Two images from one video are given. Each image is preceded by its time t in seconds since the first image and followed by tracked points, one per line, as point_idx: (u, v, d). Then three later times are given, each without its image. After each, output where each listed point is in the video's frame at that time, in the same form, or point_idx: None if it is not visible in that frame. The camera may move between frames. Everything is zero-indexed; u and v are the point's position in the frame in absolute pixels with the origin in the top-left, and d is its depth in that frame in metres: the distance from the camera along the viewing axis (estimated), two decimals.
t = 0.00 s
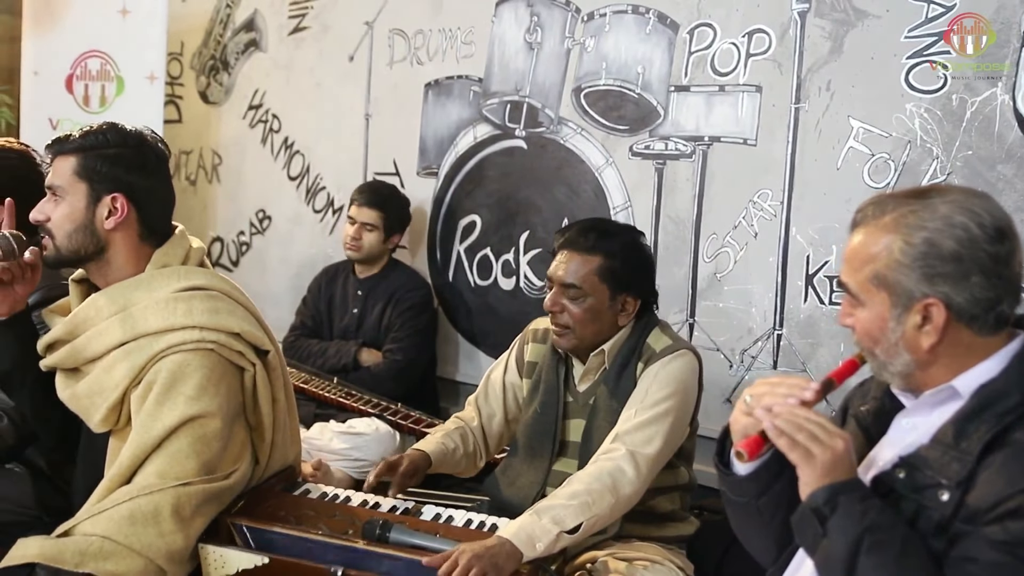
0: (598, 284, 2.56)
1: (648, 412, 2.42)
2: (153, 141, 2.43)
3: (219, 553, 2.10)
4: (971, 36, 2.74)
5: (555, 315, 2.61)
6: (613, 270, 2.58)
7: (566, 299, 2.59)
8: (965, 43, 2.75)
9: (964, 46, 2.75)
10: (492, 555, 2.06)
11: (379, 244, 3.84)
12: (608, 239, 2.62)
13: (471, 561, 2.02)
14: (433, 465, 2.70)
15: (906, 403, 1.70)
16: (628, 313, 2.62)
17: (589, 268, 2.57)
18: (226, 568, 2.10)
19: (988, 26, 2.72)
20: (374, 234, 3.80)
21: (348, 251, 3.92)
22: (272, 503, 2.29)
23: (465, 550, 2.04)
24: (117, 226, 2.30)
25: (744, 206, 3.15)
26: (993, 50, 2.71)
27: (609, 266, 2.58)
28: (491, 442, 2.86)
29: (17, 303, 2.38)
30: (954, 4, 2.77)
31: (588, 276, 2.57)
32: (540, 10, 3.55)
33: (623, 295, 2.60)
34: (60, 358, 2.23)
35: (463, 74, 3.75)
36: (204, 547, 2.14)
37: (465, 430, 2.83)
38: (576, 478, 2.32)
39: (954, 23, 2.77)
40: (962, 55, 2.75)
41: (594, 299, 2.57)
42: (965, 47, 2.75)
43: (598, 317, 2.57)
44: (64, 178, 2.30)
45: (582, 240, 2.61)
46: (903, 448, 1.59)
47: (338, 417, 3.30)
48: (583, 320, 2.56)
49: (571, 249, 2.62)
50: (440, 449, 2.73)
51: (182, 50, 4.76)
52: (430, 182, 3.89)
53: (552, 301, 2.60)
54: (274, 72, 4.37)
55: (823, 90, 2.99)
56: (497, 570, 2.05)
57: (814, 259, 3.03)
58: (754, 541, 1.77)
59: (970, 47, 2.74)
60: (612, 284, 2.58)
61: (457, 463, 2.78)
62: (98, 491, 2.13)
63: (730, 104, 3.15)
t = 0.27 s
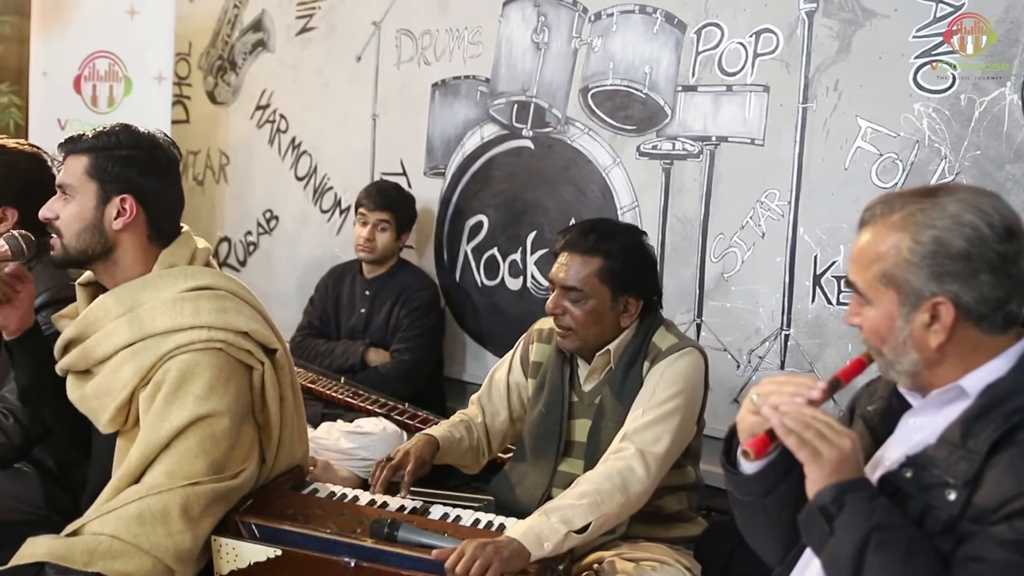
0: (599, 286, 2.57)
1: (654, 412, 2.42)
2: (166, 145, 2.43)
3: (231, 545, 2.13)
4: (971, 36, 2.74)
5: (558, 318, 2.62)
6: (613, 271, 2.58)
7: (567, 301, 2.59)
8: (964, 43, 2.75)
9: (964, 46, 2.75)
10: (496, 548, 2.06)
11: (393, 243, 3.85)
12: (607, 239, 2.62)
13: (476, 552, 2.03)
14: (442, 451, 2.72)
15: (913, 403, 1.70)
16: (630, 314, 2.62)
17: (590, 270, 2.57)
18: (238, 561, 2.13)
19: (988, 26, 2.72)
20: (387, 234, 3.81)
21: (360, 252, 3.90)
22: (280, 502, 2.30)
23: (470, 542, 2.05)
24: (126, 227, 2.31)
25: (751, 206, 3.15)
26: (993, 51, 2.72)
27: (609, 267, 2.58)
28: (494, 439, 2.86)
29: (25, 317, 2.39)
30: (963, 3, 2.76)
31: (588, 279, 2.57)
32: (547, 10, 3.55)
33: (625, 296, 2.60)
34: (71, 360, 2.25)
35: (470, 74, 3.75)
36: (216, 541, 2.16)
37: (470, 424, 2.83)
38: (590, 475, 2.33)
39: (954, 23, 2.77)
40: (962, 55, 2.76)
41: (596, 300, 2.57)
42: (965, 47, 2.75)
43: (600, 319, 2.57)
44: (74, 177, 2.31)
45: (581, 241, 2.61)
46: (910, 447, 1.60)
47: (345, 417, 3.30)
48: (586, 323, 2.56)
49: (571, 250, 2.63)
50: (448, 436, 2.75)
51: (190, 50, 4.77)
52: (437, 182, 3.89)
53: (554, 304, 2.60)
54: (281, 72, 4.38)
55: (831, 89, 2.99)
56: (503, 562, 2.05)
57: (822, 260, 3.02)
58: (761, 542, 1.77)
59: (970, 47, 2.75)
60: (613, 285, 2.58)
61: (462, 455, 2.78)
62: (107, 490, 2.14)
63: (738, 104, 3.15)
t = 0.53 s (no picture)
0: (605, 293, 2.54)
1: (662, 413, 2.41)
2: (174, 143, 2.44)
3: (231, 560, 2.11)
4: (971, 36, 2.75)
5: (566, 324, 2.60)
6: (619, 276, 2.55)
7: (574, 308, 2.58)
8: (965, 44, 2.76)
9: (964, 46, 2.76)
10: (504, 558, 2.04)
11: (396, 240, 3.83)
12: (611, 245, 2.59)
13: (485, 566, 2.01)
14: (454, 464, 2.69)
15: (921, 403, 1.69)
16: (638, 317, 2.60)
17: (596, 276, 2.54)
18: None
19: (988, 26, 2.73)
20: (391, 231, 3.80)
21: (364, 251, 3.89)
22: (290, 503, 2.30)
23: (478, 555, 2.03)
24: (139, 226, 2.32)
25: (762, 206, 3.14)
26: (991, 52, 2.73)
27: (614, 273, 2.55)
28: (505, 439, 2.86)
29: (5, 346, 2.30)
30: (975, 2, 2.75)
31: (594, 285, 2.55)
32: (558, 10, 3.55)
33: (632, 300, 2.58)
34: (84, 359, 2.26)
35: (480, 74, 3.75)
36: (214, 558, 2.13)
37: (482, 429, 2.83)
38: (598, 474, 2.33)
39: (954, 23, 2.78)
40: (961, 55, 2.77)
41: (602, 307, 2.55)
42: (965, 48, 2.76)
43: (608, 324, 2.56)
44: (86, 178, 2.32)
45: (585, 247, 2.58)
46: (919, 446, 1.58)
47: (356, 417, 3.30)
48: (594, 329, 2.55)
49: (574, 256, 2.60)
50: (460, 448, 2.73)
51: (201, 51, 4.78)
52: (447, 182, 3.90)
53: (561, 313, 2.59)
54: (292, 73, 4.39)
55: (842, 89, 2.98)
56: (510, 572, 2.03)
57: (833, 260, 3.02)
58: (771, 543, 1.76)
59: (970, 47, 2.76)
60: (619, 292, 2.56)
61: (476, 462, 2.77)
62: (118, 489, 2.15)
63: (749, 103, 3.14)
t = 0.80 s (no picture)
0: (628, 290, 2.55)
1: (676, 414, 2.41)
2: (187, 146, 2.45)
3: (247, 554, 2.08)
4: (971, 36, 2.76)
5: (585, 321, 2.60)
6: (643, 275, 2.57)
7: (595, 304, 2.58)
8: (965, 43, 2.77)
9: (964, 46, 2.77)
10: (519, 552, 2.05)
11: (404, 240, 3.84)
12: (635, 244, 2.60)
13: (500, 558, 2.02)
14: (464, 469, 2.69)
15: (933, 403, 1.68)
16: (658, 317, 2.60)
17: (620, 274, 2.56)
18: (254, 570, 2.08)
19: (988, 26, 2.73)
20: (399, 231, 3.81)
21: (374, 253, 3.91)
22: (301, 501, 2.30)
23: (492, 548, 2.04)
24: (148, 227, 2.32)
25: (774, 206, 3.13)
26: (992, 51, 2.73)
27: (638, 271, 2.57)
28: (522, 441, 2.86)
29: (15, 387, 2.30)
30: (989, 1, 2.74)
31: (617, 282, 2.55)
32: (570, 10, 3.54)
33: (653, 300, 2.59)
34: (95, 362, 2.25)
35: (492, 74, 3.75)
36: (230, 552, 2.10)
37: (496, 429, 2.83)
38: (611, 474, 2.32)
39: (954, 23, 2.79)
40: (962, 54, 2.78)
41: (624, 304, 2.55)
42: (965, 47, 2.77)
43: (629, 322, 2.56)
44: (96, 178, 2.32)
45: (611, 246, 2.59)
46: (933, 446, 1.57)
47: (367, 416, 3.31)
48: (615, 326, 2.55)
49: (599, 254, 2.61)
50: (472, 453, 2.72)
51: (213, 52, 4.80)
52: (459, 183, 3.90)
53: (582, 308, 2.58)
54: (305, 73, 4.40)
55: (855, 88, 2.97)
56: (526, 567, 2.04)
57: (846, 260, 3.01)
58: (784, 542, 1.75)
59: (970, 47, 2.76)
60: (641, 290, 2.57)
61: (489, 465, 2.77)
62: (130, 489, 2.15)
63: (761, 103, 3.13)
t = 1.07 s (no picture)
0: (636, 293, 2.53)
1: (690, 414, 2.41)
2: (200, 145, 2.46)
3: (272, 537, 2.16)
4: (970, 36, 2.78)
5: (593, 323, 2.59)
6: (651, 277, 2.54)
7: (602, 308, 2.57)
8: (964, 43, 2.78)
9: (963, 46, 2.79)
10: (531, 546, 2.05)
11: (423, 241, 3.84)
12: (642, 246, 2.58)
13: (511, 547, 2.03)
14: (479, 461, 2.70)
15: (948, 404, 1.67)
16: (666, 319, 2.59)
17: (626, 276, 2.54)
18: (278, 554, 2.15)
19: (988, 26, 2.75)
20: (419, 232, 3.81)
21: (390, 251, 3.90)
22: (313, 501, 2.30)
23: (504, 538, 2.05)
24: (160, 226, 2.33)
25: (787, 206, 3.12)
26: (992, 50, 2.75)
27: (646, 274, 2.54)
28: (531, 443, 2.85)
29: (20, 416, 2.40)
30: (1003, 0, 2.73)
31: (624, 285, 2.54)
32: (581, 10, 3.54)
33: (661, 302, 2.57)
34: (107, 360, 2.26)
35: (504, 74, 3.75)
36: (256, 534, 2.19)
37: (508, 428, 2.83)
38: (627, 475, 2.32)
39: (954, 23, 2.80)
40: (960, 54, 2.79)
41: (632, 307, 2.54)
42: (965, 47, 2.78)
43: (637, 325, 2.55)
44: (111, 177, 2.33)
45: (618, 248, 2.57)
46: (946, 448, 1.57)
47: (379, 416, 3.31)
48: (623, 329, 2.54)
49: (605, 257, 2.59)
50: (486, 445, 2.73)
51: (226, 52, 4.81)
52: (471, 183, 3.90)
53: (590, 311, 2.57)
54: (317, 74, 4.41)
55: (868, 88, 2.96)
56: (537, 560, 2.04)
57: (859, 260, 3.00)
58: (797, 544, 1.74)
59: (969, 47, 2.78)
60: (649, 292, 2.55)
61: (501, 461, 2.77)
62: (143, 488, 2.16)
63: (773, 103, 3.13)
